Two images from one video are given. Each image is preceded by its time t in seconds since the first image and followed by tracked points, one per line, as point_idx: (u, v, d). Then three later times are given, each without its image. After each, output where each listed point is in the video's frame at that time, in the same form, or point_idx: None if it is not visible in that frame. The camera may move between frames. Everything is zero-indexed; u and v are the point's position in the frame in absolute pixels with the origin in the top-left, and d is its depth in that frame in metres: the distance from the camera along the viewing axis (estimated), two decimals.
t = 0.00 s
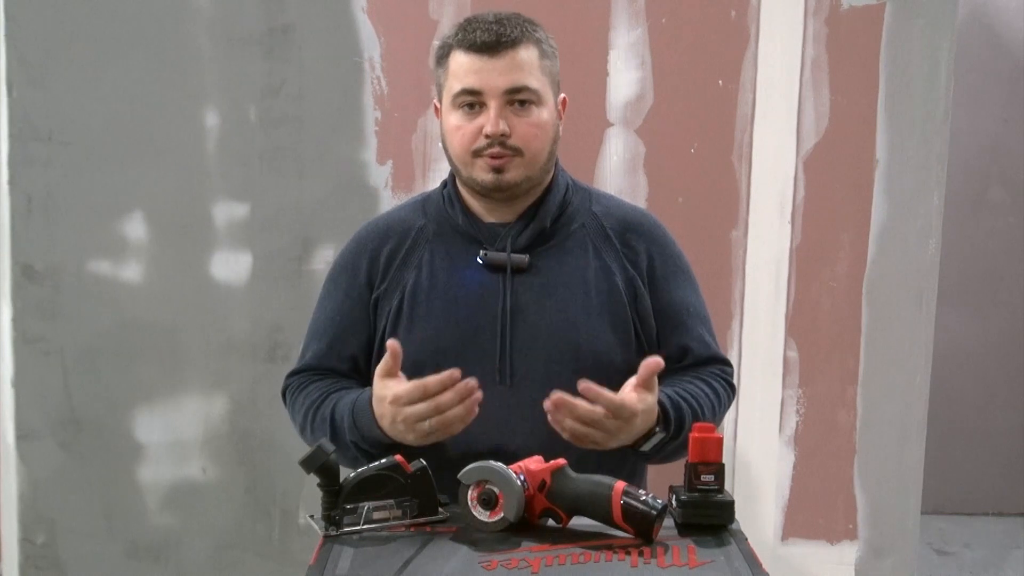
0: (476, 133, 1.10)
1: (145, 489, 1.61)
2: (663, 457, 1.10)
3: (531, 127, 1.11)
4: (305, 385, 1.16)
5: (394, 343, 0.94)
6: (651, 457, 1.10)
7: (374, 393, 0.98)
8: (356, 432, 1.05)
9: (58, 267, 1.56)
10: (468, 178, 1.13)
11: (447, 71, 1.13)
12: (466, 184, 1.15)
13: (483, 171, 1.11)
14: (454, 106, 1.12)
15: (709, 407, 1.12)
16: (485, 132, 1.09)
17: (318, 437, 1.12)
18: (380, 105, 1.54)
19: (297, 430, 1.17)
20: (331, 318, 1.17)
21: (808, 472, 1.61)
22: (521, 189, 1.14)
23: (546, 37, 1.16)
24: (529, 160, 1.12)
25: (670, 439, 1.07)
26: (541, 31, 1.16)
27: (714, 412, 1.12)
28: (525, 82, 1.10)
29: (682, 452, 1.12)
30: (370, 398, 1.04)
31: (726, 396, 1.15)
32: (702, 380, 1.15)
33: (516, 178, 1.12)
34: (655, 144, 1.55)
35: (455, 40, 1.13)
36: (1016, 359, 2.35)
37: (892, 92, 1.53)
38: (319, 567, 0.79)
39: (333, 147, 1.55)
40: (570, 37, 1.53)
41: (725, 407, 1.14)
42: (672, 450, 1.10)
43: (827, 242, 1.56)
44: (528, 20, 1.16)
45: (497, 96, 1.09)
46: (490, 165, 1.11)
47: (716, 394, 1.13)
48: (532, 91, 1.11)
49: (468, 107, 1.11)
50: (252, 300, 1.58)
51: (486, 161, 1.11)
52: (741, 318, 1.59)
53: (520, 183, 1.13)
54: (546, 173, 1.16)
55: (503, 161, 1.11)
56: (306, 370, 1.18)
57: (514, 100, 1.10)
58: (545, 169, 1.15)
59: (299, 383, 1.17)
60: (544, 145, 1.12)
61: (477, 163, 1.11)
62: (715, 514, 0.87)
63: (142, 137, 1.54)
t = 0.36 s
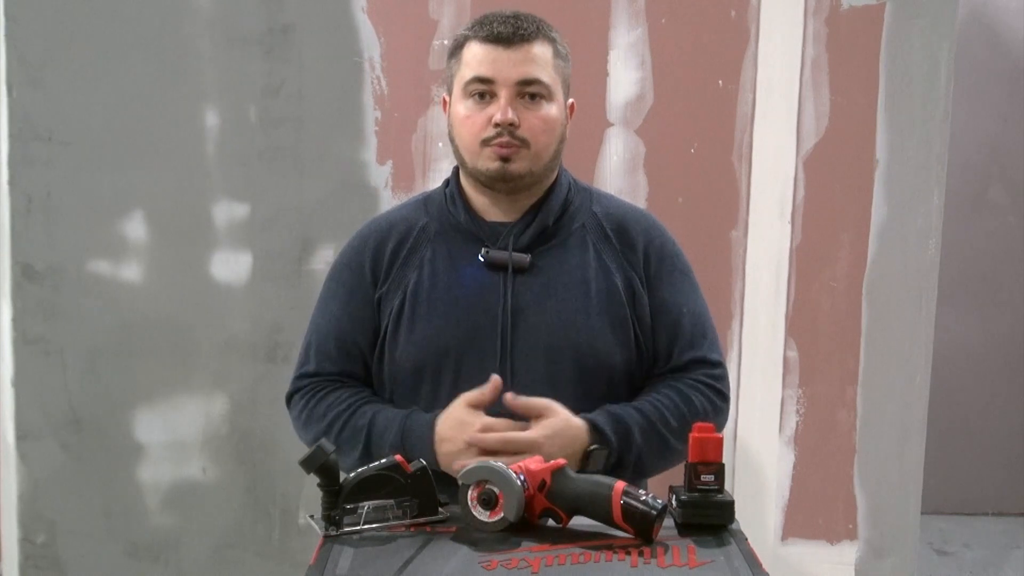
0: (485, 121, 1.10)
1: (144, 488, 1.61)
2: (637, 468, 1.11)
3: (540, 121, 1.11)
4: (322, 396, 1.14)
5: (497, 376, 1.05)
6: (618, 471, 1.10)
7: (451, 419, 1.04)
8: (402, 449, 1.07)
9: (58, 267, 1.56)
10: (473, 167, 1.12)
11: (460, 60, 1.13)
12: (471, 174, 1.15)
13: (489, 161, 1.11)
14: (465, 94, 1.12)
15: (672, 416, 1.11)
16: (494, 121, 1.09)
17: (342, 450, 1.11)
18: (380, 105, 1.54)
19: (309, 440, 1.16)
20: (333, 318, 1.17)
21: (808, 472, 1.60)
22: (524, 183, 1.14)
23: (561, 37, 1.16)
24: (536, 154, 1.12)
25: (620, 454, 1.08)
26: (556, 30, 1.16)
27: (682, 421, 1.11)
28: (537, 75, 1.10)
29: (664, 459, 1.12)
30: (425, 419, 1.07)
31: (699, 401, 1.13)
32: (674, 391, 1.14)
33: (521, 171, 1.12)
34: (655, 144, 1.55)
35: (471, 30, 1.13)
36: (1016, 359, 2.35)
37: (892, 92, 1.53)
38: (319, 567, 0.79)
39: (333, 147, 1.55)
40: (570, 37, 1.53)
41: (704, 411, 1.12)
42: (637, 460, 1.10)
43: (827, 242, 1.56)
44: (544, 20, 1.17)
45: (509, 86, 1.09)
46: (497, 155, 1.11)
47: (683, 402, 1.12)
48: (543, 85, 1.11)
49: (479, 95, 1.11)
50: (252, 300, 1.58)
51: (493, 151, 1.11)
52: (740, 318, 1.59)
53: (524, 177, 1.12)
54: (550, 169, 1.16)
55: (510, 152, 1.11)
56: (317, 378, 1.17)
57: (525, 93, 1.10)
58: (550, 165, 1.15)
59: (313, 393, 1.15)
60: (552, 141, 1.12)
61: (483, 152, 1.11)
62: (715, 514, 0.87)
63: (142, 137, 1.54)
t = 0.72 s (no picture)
0: (487, 124, 1.10)
1: (144, 488, 1.61)
2: (638, 474, 1.11)
3: (542, 122, 1.11)
4: (321, 397, 1.14)
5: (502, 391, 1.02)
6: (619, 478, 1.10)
7: (454, 424, 1.05)
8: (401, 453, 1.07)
9: (57, 267, 1.56)
10: (476, 171, 1.12)
11: (459, 63, 1.13)
12: (473, 177, 1.15)
13: (492, 164, 1.11)
14: (465, 97, 1.12)
15: (675, 422, 1.12)
16: (496, 123, 1.09)
17: (341, 451, 1.11)
18: (380, 105, 1.54)
19: (308, 439, 1.16)
20: (334, 320, 1.17)
21: (808, 472, 1.60)
22: (527, 184, 1.14)
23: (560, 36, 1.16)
24: (538, 155, 1.12)
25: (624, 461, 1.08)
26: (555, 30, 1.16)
27: (684, 427, 1.12)
28: (538, 76, 1.10)
29: (666, 465, 1.12)
30: (427, 424, 1.07)
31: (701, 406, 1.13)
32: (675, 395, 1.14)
33: (525, 172, 1.12)
34: (655, 144, 1.55)
35: (469, 32, 1.13)
36: (1017, 359, 2.35)
37: (892, 91, 1.52)
38: (319, 567, 0.79)
39: (333, 147, 1.55)
40: (570, 37, 1.54)
41: (704, 418, 1.13)
42: (640, 468, 1.10)
43: (827, 242, 1.56)
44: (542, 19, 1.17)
45: (510, 88, 1.09)
46: (500, 158, 1.11)
47: (685, 407, 1.13)
48: (544, 86, 1.11)
49: (480, 98, 1.11)
50: (252, 300, 1.58)
51: (496, 153, 1.11)
52: (741, 318, 1.59)
53: (527, 179, 1.12)
54: (553, 170, 1.16)
55: (513, 155, 1.11)
56: (315, 379, 1.17)
57: (526, 94, 1.10)
58: (553, 166, 1.15)
59: (312, 394, 1.15)
60: (554, 141, 1.12)
61: (486, 155, 1.11)
62: (715, 514, 0.87)
63: (141, 136, 1.54)
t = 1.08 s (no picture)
0: (486, 127, 1.10)
1: (144, 488, 1.61)
2: (639, 475, 1.11)
3: (541, 124, 1.11)
4: (320, 398, 1.14)
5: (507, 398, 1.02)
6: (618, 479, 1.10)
7: (455, 426, 1.05)
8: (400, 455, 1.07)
9: (58, 267, 1.56)
10: (476, 173, 1.13)
11: (458, 65, 1.13)
12: (473, 179, 1.15)
13: (491, 166, 1.11)
14: (464, 100, 1.12)
15: (677, 425, 1.11)
16: (495, 126, 1.09)
17: (340, 452, 1.11)
18: (380, 105, 1.54)
19: (307, 441, 1.16)
20: (334, 322, 1.17)
21: (808, 472, 1.60)
22: (528, 186, 1.14)
23: (558, 37, 1.16)
24: (537, 157, 1.12)
25: (625, 463, 1.08)
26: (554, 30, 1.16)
27: (685, 429, 1.12)
28: (536, 78, 1.10)
29: (666, 466, 1.12)
30: (425, 426, 1.07)
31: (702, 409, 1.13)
32: (676, 396, 1.14)
33: (524, 175, 1.12)
34: (655, 144, 1.55)
35: (467, 34, 1.13)
36: (1017, 359, 2.35)
37: (892, 91, 1.52)
38: (319, 567, 0.79)
39: (333, 147, 1.55)
40: (569, 37, 1.53)
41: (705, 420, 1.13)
42: (641, 470, 1.10)
43: (827, 242, 1.56)
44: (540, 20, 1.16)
45: (508, 91, 1.09)
46: (499, 160, 1.11)
47: (686, 409, 1.13)
48: (542, 88, 1.10)
49: (479, 101, 1.11)
50: (252, 300, 1.58)
51: (495, 156, 1.11)
52: (740, 319, 1.59)
53: (527, 181, 1.13)
54: (552, 172, 1.16)
55: (512, 157, 1.11)
56: (314, 380, 1.17)
57: (525, 97, 1.10)
58: (552, 168, 1.15)
59: (311, 396, 1.15)
60: (553, 143, 1.13)
61: (485, 158, 1.11)
62: (715, 514, 0.87)
63: (141, 136, 1.54)
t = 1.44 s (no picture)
0: (480, 128, 1.10)
1: (144, 488, 1.61)
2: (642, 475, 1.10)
3: (534, 120, 1.10)
4: (318, 396, 1.15)
5: (484, 377, 1.04)
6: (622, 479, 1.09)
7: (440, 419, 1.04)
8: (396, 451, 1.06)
9: (58, 267, 1.56)
10: (474, 175, 1.13)
11: (448, 69, 1.13)
12: (472, 181, 1.15)
13: (489, 167, 1.11)
14: (457, 103, 1.12)
15: (681, 424, 1.11)
16: (489, 126, 1.09)
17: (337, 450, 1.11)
18: (380, 105, 1.54)
19: (306, 439, 1.16)
20: (335, 320, 1.17)
21: (808, 472, 1.60)
22: (527, 183, 1.14)
23: (545, 32, 1.16)
24: (534, 154, 1.12)
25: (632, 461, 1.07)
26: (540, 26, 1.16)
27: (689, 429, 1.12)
28: (526, 74, 1.10)
29: (668, 465, 1.12)
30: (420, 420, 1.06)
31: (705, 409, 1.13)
32: (677, 394, 1.14)
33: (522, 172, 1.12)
34: (655, 144, 1.55)
35: (455, 38, 1.13)
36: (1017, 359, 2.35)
37: (892, 91, 1.52)
38: (319, 567, 0.79)
39: (333, 147, 1.55)
40: (569, 37, 1.53)
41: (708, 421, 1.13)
42: (644, 469, 1.09)
43: (827, 242, 1.56)
44: (527, 17, 1.16)
45: (499, 90, 1.09)
46: (496, 160, 1.11)
47: (690, 409, 1.12)
48: (533, 84, 1.10)
49: (471, 103, 1.11)
50: (252, 300, 1.58)
51: (492, 156, 1.11)
52: (740, 319, 1.59)
53: (525, 178, 1.12)
54: (550, 168, 1.15)
55: (509, 155, 1.11)
56: (313, 378, 1.17)
57: (516, 94, 1.10)
58: (549, 164, 1.15)
59: (310, 393, 1.15)
60: (548, 139, 1.12)
61: (482, 158, 1.11)
62: (715, 514, 0.87)
63: (141, 136, 1.54)
